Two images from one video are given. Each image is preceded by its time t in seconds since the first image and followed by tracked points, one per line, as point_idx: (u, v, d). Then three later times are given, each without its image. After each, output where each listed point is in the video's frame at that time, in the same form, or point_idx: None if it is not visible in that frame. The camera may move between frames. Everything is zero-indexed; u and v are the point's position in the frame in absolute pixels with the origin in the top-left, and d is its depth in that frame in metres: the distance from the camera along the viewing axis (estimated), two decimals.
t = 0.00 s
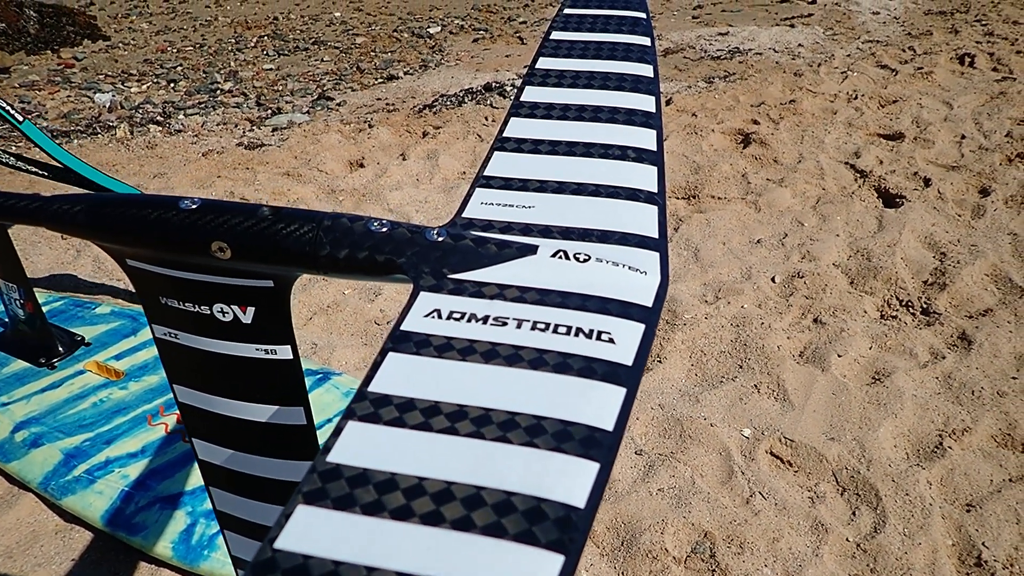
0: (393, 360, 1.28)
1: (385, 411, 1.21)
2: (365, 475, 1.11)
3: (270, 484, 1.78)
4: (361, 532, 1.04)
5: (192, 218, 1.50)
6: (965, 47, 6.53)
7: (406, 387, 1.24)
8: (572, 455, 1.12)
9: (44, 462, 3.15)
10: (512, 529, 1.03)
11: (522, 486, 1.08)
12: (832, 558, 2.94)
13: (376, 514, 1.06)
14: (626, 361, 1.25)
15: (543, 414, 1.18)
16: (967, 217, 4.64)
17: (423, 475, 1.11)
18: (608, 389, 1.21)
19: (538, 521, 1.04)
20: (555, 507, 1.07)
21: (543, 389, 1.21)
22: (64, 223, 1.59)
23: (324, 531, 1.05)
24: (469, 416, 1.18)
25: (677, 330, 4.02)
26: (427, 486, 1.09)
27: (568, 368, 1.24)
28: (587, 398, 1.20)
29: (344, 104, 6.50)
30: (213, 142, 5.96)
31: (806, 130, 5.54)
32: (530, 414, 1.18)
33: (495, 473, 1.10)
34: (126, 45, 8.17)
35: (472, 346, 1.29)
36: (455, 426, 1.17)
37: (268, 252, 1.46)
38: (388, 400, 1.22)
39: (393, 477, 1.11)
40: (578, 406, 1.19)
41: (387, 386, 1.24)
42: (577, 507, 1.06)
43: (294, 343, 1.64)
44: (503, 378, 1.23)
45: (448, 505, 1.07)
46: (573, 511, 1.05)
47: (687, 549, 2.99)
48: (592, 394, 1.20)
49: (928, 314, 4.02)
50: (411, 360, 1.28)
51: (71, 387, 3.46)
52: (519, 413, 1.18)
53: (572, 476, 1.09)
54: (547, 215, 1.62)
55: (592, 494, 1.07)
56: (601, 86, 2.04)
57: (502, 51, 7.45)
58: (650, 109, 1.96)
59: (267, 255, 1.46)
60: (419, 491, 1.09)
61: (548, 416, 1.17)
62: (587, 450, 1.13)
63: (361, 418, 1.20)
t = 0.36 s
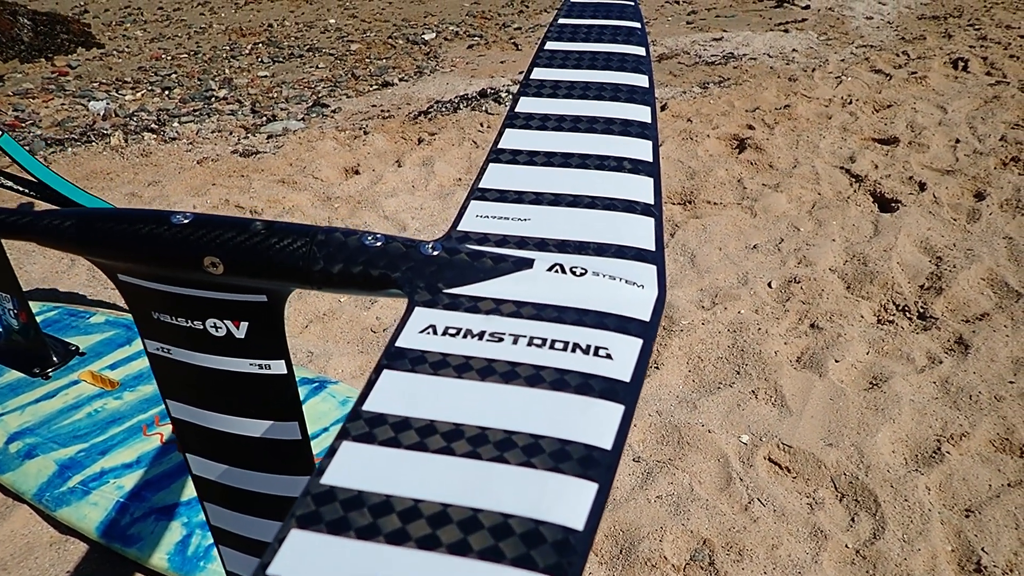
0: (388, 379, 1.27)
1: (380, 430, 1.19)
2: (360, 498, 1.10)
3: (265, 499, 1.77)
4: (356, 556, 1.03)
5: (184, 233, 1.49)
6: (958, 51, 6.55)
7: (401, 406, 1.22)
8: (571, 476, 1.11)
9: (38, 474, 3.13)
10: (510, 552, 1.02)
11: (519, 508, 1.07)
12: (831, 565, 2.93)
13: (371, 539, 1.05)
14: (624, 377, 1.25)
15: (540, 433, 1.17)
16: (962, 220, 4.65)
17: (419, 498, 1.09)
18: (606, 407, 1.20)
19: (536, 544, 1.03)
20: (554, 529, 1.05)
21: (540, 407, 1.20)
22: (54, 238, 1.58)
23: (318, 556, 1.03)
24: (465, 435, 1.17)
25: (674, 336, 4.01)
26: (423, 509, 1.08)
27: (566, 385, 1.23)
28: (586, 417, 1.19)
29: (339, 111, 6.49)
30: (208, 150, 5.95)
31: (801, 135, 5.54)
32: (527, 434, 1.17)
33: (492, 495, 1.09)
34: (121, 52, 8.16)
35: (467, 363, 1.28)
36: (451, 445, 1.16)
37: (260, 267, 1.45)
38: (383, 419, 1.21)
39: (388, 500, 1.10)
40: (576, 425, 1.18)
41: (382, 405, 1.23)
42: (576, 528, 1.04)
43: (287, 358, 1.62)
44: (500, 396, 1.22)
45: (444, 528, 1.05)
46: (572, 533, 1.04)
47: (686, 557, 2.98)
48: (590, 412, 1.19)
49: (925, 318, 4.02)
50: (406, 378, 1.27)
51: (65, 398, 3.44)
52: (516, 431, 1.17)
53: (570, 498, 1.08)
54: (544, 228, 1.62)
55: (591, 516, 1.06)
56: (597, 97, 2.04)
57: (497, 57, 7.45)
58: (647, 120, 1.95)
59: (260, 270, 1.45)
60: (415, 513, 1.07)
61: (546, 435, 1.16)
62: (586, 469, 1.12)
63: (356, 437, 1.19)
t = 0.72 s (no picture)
0: (380, 394, 1.26)
1: (372, 447, 1.18)
2: (350, 517, 1.09)
3: (257, 509, 1.76)
4: None
5: (173, 243, 1.48)
6: (953, 54, 6.55)
7: (393, 422, 1.21)
8: (566, 493, 1.10)
9: (31, 480, 3.12)
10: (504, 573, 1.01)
11: (514, 527, 1.06)
12: (827, 570, 2.92)
13: (362, 559, 1.03)
14: (619, 392, 1.24)
15: (535, 449, 1.16)
16: (958, 223, 4.65)
17: (410, 516, 1.08)
18: (602, 421, 1.19)
19: (530, 564, 1.01)
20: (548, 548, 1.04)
21: (535, 422, 1.19)
22: (42, 248, 1.56)
23: None
24: (459, 451, 1.16)
25: (671, 339, 4.00)
26: (415, 528, 1.07)
27: (560, 400, 1.23)
28: (581, 432, 1.18)
29: (334, 114, 6.48)
30: (202, 153, 5.93)
31: (796, 137, 5.54)
32: (522, 449, 1.16)
33: (485, 514, 1.08)
34: (116, 55, 8.14)
35: (460, 377, 1.27)
36: (444, 462, 1.15)
37: (251, 277, 1.44)
38: (375, 435, 1.20)
39: (379, 519, 1.08)
40: (571, 440, 1.17)
41: (373, 421, 1.22)
42: (571, 547, 1.03)
43: (280, 369, 1.62)
44: (494, 410, 1.22)
45: (437, 548, 1.04)
46: (567, 552, 1.03)
47: (682, 561, 2.97)
48: (585, 427, 1.19)
49: (921, 321, 4.02)
50: (398, 392, 1.26)
51: (59, 403, 3.42)
52: (510, 447, 1.16)
53: (565, 516, 1.07)
54: (538, 237, 1.61)
55: (586, 534, 1.04)
56: (592, 104, 2.03)
57: (493, 59, 7.45)
58: (642, 127, 1.95)
59: (250, 281, 1.45)
60: (407, 533, 1.06)
61: (541, 451, 1.15)
62: (581, 487, 1.11)
63: (347, 454, 1.17)
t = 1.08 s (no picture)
0: (374, 411, 1.25)
1: (365, 466, 1.17)
2: (343, 539, 1.07)
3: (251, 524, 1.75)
4: None
5: (166, 257, 1.48)
6: (948, 57, 6.57)
7: (386, 441, 1.20)
8: (561, 513, 1.09)
9: (25, 490, 3.10)
10: None
11: (508, 549, 1.05)
12: None
13: None
14: (615, 407, 1.23)
15: (530, 468, 1.15)
16: (954, 227, 4.65)
17: (403, 538, 1.07)
18: (598, 438, 1.19)
19: None
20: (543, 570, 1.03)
21: (530, 440, 1.19)
22: (30, 262, 1.55)
23: None
24: (453, 470, 1.15)
25: (668, 345, 4.00)
26: (408, 550, 1.05)
27: (555, 417, 1.22)
28: (576, 450, 1.17)
29: (331, 120, 6.48)
30: (198, 160, 5.92)
31: (792, 142, 5.54)
32: (517, 468, 1.15)
33: (479, 535, 1.07)
34: (112, 62, 8.13)
35: (455, 394, 1.26)
36: (438, 482, 1.14)
37: (243, 291, 1.44)
38: (367, 454, 1.19)
39: (371, 541, 1.07)
40: (566, 458, 1.16)
41: (366, 439, 1.21)
42: (566, 569, 1.02)
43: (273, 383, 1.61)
44: (488, 428, 1.21)
45: (431, 571, 1.03)
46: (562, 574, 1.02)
47: (680, 568, 2.96)
48: (581, 444, 1.18)
49: (918, 326, 4.02)
50: (392, 409, 1.25)
51: (53, 412, 3.41)
52: (505, 466, 1.15)
53: (560, 536, 1.06)
54: (533, 250, 1.60)
55: (582, 555, 1.03)
56: (588, 114, 2.03)
57: (489, 65, 7.45)
58: (638, 137, 1.94)
59: (242, 295, 1.44)
60: (400, 555, 1.05)
61: (536, 470, 1.15)
62: (576, 507, 1.10)
63: (340, 474, 1.16)
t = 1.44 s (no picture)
0: (363, 427, 1.24)
1: (354, 484, 1.16)
2: (331, 559, 1.06)
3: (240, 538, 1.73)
4: None
5: (153, 270, 1.46)
6: (937, 61, 6.60)
7: (375, 457, 1.19)
8: (553, 531, 1.08)
9: (13, 501, 3.07)
10: None
11: (500, 567, 1.04)
12: None
13: None
14: (607, 421, 1.22)
15: (522, 485, 1.14)
16: (944, 230, 4.67)
17: (393, 558, 1.05)
18: (590, 453, 1.18)
19: None
20: None
21: (521, 456, 1.18)
22: (12, 275, 1.52)
23: None
24: (444, 487, 1.14)
25: (660, 349, 4.00)
26: (398, 571, 1.04)
27: (547, 431, 1.21)
28: (568, 465, 1.16)
29: (321, 124, 6.46)
30: (188, 165, 5.90)
31: (783, 145, 5.56)
32: (508, 484, 1.14)
33: (470, 554, 1.05)
34: (100, 67, 8.09)
35: (445, 409, 1.25)
36: (428, 499, 1.13)
37: (231, 303, 1.43)
38: (356, 471, 1.17)
39: (360, 561, 1.05)
40: (558, 474, 1.15)
41: (355, 456, 1.19)
42: None
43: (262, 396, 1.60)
44: (479, 443, 1.20)
45: None
46: None
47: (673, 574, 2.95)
48: (573, 459, 1.17)
49: (908, 328, 4.02)
50: (381, 424, 1.24)
51: (41, 421, 3.37)
52: (497, 482, 1.14)
53: (552, 554, 1.05)
54: (524, 260, 1.59)
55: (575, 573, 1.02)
56: (578, 122, 2.02)
57: (479, 69, 7.45)
58: (628, 145, 1.94)
59: (231, 307, 1.43)
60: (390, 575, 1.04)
61: (527, 486, 1.14)
62: (568, 524, 1.09)
63: (328, 493, 1.15)
